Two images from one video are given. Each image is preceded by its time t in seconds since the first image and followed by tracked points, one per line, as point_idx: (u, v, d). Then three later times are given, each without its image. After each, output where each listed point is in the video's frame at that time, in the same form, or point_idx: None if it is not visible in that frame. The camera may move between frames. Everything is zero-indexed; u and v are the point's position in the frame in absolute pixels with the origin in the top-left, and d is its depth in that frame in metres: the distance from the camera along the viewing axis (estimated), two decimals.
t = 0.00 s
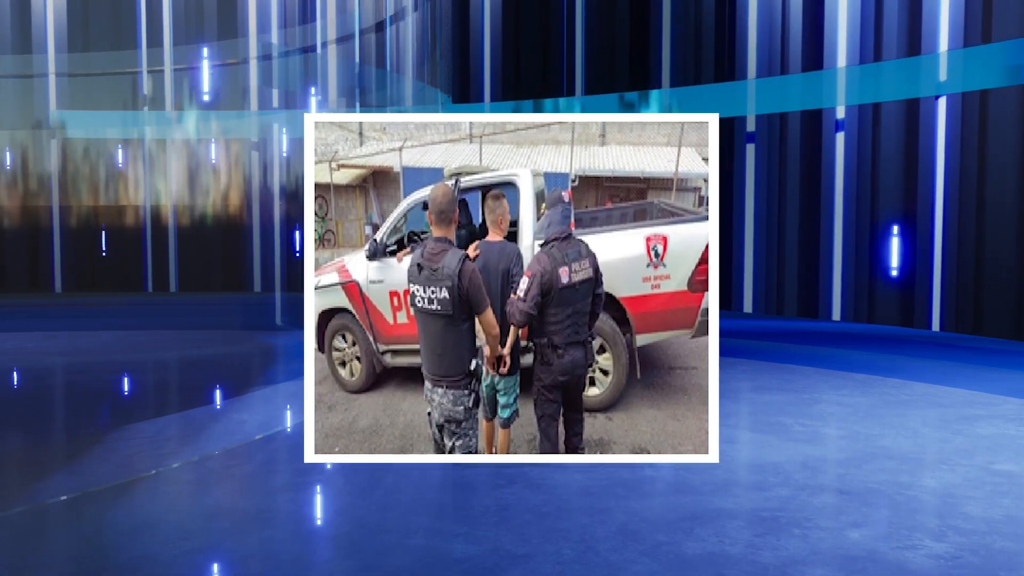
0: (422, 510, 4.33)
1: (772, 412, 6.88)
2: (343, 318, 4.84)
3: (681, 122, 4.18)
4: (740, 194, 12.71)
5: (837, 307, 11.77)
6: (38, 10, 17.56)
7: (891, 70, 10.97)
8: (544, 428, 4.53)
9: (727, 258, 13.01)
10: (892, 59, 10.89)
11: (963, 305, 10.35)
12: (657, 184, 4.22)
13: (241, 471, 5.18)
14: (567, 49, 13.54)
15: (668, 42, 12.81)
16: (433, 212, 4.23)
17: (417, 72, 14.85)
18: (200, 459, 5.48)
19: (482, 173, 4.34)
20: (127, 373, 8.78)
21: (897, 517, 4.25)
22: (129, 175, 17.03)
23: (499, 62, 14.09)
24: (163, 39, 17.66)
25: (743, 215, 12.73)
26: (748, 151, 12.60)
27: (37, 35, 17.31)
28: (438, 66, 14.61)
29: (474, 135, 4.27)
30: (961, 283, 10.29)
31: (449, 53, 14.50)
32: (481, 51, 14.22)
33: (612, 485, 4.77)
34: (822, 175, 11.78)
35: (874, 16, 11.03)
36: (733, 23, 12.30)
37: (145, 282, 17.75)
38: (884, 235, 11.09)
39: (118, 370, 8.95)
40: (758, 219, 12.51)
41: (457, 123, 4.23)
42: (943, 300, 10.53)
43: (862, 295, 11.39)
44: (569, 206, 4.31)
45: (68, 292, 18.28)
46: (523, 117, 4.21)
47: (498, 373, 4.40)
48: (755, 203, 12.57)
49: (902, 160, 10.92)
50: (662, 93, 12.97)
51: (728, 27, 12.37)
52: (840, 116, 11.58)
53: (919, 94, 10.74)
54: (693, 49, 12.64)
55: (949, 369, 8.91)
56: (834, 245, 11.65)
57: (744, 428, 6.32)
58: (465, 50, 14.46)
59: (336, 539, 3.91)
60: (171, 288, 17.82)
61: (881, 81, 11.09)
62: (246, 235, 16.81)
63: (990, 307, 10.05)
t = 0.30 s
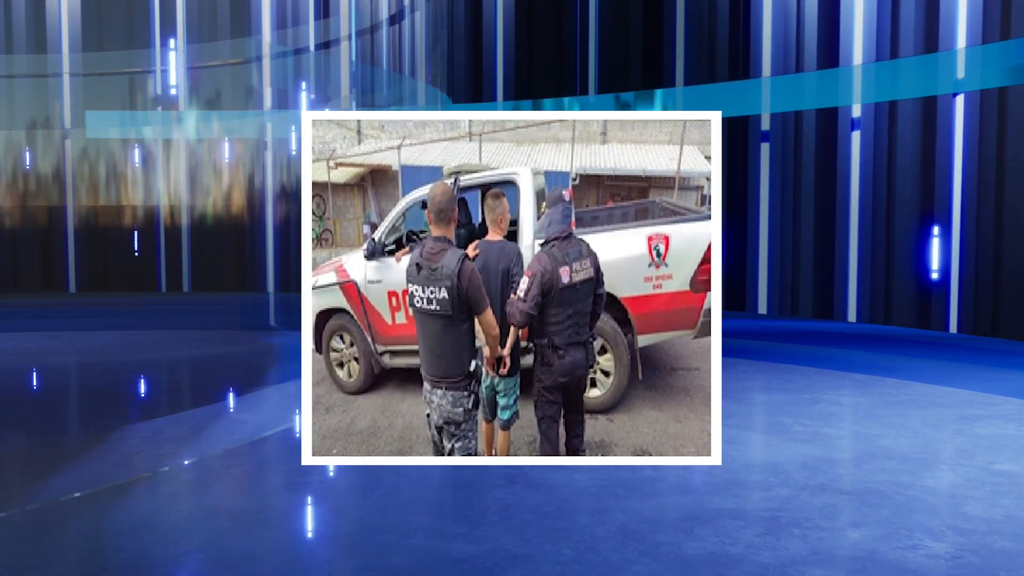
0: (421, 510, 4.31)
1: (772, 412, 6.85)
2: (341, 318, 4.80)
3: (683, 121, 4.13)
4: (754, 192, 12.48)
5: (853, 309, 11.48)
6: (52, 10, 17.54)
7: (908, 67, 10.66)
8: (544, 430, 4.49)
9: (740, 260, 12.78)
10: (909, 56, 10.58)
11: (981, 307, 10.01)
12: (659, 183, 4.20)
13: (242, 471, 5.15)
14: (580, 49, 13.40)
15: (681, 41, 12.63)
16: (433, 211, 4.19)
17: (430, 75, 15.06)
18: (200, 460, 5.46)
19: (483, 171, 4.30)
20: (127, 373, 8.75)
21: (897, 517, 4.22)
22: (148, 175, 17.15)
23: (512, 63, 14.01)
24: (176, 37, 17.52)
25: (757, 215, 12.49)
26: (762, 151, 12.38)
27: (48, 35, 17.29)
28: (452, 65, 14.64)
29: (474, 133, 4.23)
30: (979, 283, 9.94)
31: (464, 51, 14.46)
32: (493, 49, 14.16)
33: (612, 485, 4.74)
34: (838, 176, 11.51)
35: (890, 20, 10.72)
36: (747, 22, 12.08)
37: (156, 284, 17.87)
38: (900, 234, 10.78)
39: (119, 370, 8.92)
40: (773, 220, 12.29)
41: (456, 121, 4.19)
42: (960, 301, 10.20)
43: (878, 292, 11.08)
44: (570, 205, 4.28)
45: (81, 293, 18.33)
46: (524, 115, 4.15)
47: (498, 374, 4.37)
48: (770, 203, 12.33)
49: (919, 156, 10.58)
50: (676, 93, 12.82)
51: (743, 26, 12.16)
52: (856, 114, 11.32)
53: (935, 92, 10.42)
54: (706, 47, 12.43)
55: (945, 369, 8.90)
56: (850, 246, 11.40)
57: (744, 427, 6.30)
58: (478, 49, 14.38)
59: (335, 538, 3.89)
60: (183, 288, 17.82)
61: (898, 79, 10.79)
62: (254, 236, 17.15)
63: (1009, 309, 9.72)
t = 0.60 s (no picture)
0: (421, 510, 4.29)
1: (772, 412, 6.83)
2: (339, 319, 4.76)
3: (686, 118, 4.12)
4: (768, 189, 12.29)
5: (869, 310, 11.21)
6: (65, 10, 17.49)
7: (925, 65, 10.50)
8: (545, 431, 4.47)
9: (754, 259, 12.56)
10: (927, 53, 10.43)
11: (1000, 309, 9.82)
12: (661, 181, 4.16)
13: (243, 471, 5.13)
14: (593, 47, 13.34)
15: (695, 39, 12.59)
16: (433, 209, 4.20)
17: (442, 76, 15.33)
18: (201, 459, 5.44)
19: (482, 170, 4.25)
20: (125, 373, 8.72)
21: (896, 517, 4.20)
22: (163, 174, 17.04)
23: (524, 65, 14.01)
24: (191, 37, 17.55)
25: (771, 213, 12.30)
26: (777, 150, 12.17)
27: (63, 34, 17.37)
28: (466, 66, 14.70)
29: (473, 131, 4.17)
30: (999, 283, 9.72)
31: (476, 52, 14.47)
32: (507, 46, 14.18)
33: (612, 485, 4.72)
34: (853, 176, 11.31)
35: (907, 18, 10.58)
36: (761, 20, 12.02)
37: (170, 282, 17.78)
38: (918, 234, 10.57)
39: (118, 369, 8.90)
40: (789, 220, 12.06)
41: (455, 119, 4.12)
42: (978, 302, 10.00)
43: (894, 291, 10.87)
44: (571, 204, 4.26)
45: (95, 292, 18.33)
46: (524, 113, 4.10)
47: (498, 375, 4.35)
48: (785, 204, 12.13)
49: (937, 154, 10.37)
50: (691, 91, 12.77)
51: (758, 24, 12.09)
52: (872, 113, 11.11)
53: (953, 90, 10.26)
54: (720, 45, 12.37)
55: (947, 369, 8.86)
56: (866, 244, 11.16)
57: (744, 427, 6.28)
58: (490, 48, 14.29)
59: (336, 538, 3.87)
60: (197, 287, 17.76)
61: (914, 77, 10.63)
62: (248, 235, 16.90)
63: None
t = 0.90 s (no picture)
0: (421, 510, 4.26)
1: (772, 412, 6.80)
2: (336, 320, 4.79)
3: (688, 117, 4.10)
4: (783, 187, 12.00)
5: (886, 313, 10.89)
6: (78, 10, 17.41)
7: (942, 61, 10.17)
8: (545, 433, 4.43)
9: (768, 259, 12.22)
10: (944, 49, 10.09)
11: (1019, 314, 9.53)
12: (663, 180, 4.14)
13: (243, 471, 5.11)
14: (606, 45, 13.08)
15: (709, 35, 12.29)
16: (432, 208, 4.15)
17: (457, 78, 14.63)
18: (201, 459, 5.42)
19: (481, 169, 4.24)
20: (122, 374, 8.67)
21: (896, 517, 4.17)
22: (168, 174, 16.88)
23: (536, 62, 13.70)
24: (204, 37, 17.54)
25: (786, 210, 12.00)
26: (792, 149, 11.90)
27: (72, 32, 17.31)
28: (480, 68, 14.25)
29: (473, 128, 4.17)
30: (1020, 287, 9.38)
31: (490, 53, 14.10)
32: (519, 40, 13.81)
33: (612, 484, 4.70)
34: (869, 176, 11.00)
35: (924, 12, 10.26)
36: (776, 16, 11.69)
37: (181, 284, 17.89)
38: (934, 235, 10.24)
39: (116, 370, 8.88)
40: (804, 220, 11.77)
41: (455, 117, 4.12)
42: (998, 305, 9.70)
43: (912, 290, 10.53)
44: (572, 203, 4.23)
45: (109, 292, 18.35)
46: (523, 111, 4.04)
47: (498, 376, 4.32)
48: (801, 204, 11.83)
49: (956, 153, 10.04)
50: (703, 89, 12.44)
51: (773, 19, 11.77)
52: (888, 111, 10.80)
53: (971, 87, 9.92)
54: (734, 44, 12.10)
55: (947, 369, 8.82)
56: (882, 241, 10.80)
57: (744, 427, 6.25)
58: (502, 45, 13.95)
59: (335, 538, 3.84)
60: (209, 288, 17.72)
61: (931, 74, 10.31)
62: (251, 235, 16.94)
63: None
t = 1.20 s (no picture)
0: (421, 510, 4.24)
1: (772, 412, 6.78)
2: (334, 320, 4.82)
3: (690, 114, 4.07)
4: (798, 187, 11.80)
5: (902, 314, 10.70)
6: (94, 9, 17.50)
7: (959, 57, 9.97)
8: (545, 435, 4.39)
9: (782, 257, 12.03)
10: (962, 46, 9.90)
11: None
12: (665, 178, 4.12)
13: (244, 471, 5.09)
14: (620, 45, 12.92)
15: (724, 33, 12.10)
16: (431, 208, 4.10)
17: (469, 74, 14.40)
18: (202, 460, 5.40)
19: (480, 168, 4.19)
20: (125, 373, 8.66)
21: (897, 517, 4.14)
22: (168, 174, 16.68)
23: (550, 56, 13.53)
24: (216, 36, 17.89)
25: (804, 212, 11.78)
26: (808, 149, 11.71)
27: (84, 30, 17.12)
28: (492, 64, 14.07)
29: (472, 127, 4.15)
30: None
31: (504, 47, 13.91)
32: (532, 35, 13.65)
33: (613, 485, 4.67)
34: (886, 173, 10.82)
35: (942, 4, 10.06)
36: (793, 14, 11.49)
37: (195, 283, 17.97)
38: (951, 235, 10.06)
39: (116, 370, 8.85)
40: (819, 218, 11.59)
41: (454, 115, 4.10)
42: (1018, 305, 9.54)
43: (928, 292, 10.36)
44: (572, 202, 4.20)
45: (123, 292, 18.30)
46: (524, 109, 4.08)
47: (497, 378, 4.29)
48: (816, 203, 11.65)
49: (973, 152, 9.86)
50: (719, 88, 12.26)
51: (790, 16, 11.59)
52: (905, 109, 10.57)
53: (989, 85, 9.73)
54: (749, 36, 11.88)
55: (946, 369, 8.81)
56: (899, 241, 10.63)
57: (744, 427, 6.22)
58: (516, 44, 13.74)
59: (336, 538, 3.82)
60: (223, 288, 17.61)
61: (948, 71, 10.11)
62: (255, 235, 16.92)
63: None
